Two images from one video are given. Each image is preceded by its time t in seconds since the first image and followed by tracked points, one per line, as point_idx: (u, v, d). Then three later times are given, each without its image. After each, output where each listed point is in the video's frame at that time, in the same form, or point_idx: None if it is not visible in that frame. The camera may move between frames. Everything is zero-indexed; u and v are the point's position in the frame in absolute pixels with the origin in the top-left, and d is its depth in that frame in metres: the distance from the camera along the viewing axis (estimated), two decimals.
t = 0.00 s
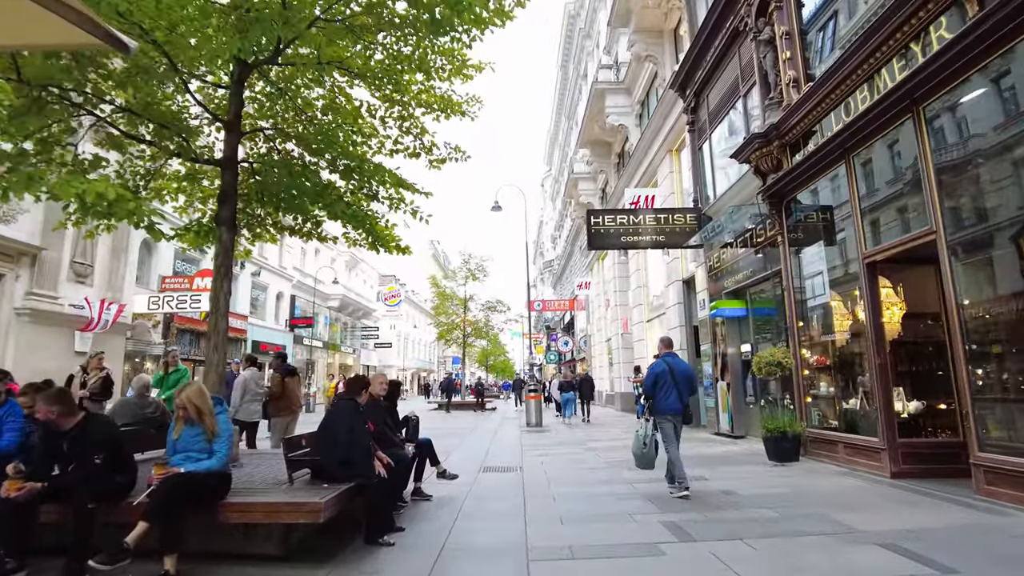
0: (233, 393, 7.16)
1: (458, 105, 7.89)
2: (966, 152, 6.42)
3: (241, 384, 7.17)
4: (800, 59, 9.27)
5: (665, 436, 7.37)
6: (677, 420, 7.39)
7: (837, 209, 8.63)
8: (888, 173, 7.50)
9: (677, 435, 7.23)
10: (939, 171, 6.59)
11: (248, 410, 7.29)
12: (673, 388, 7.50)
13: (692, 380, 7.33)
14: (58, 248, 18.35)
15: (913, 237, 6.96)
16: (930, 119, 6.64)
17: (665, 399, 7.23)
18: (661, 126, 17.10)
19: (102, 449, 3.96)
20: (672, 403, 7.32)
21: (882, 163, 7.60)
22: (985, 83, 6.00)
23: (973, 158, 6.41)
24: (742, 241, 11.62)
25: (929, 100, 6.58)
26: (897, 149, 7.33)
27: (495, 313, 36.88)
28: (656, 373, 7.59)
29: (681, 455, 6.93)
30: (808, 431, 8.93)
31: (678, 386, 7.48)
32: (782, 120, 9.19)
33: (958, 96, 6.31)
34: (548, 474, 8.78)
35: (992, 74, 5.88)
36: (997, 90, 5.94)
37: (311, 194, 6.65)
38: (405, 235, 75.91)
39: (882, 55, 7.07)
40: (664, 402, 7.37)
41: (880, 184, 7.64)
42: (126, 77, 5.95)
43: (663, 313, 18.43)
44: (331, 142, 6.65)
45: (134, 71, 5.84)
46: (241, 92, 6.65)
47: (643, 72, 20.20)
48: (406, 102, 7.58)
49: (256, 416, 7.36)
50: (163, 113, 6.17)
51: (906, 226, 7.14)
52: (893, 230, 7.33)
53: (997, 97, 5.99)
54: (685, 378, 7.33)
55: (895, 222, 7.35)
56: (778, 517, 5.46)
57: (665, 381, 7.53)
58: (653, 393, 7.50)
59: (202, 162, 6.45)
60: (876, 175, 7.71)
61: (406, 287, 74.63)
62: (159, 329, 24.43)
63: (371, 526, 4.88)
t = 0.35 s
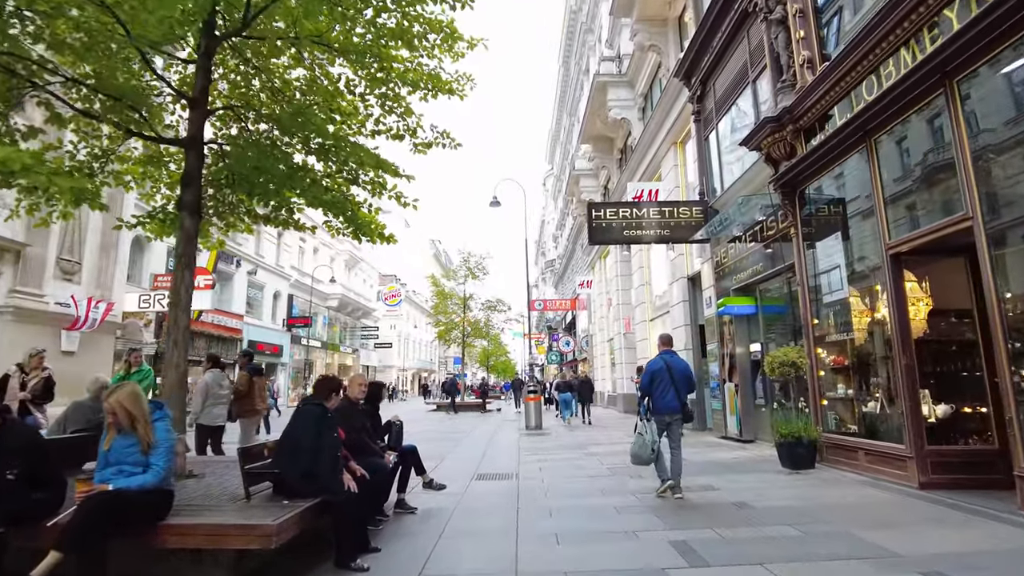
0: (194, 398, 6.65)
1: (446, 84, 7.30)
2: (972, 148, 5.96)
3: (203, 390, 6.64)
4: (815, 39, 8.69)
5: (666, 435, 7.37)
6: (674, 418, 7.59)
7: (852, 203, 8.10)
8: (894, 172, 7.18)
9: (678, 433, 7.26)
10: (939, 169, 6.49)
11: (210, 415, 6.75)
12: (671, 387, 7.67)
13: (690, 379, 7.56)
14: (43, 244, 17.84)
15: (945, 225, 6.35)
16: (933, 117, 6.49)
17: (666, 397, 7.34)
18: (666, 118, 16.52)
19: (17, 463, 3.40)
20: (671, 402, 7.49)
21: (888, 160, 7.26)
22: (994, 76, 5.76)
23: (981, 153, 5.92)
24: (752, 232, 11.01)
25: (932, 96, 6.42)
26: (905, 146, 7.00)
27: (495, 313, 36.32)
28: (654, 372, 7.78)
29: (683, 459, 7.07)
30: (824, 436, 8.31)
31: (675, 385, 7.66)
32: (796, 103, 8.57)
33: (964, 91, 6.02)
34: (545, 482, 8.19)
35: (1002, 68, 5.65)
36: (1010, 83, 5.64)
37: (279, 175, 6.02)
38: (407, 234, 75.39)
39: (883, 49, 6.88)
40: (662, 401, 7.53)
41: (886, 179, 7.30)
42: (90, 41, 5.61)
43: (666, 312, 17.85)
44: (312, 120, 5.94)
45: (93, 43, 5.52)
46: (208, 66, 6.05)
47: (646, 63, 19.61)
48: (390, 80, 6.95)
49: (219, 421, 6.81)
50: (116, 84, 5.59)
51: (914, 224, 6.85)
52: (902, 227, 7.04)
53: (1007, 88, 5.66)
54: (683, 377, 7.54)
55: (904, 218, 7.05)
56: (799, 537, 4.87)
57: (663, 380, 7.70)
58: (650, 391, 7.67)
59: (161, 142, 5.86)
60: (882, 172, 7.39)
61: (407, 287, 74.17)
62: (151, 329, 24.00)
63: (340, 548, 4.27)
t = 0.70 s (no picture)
0: (148, 397, 6.20)
1: (433, 55, 6.71)
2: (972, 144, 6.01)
3: (158, 387, 6.22)
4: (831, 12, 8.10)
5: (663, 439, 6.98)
6: (667, 424, 7.15)
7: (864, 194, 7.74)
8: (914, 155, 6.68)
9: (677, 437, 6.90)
10: (943, 164, 6.35)
11: (169, 414, 6.29)
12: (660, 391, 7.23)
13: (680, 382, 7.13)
14: (25, 240, 17.26)
15: (979, 207, 5.77)
16: (939, 113, 6.35)
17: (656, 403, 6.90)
18: (668, 107, 15.95)
19: None
20: (661, 407, 7.05)
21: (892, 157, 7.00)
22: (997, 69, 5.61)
23: (976, 151, 5.96)
24: (760, 223, 10.44)
25: (937, 91, 6.29)
26: (908, 142, 6.74)
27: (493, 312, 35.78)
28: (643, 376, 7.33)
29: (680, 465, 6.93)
30: (839, 439, 7.72)
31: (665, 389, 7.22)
32: (810, 80, 7.97)
33: (967, 88, 5.96)
34: (540, 489, 7.62)
35: (1005, 62, 5.50)
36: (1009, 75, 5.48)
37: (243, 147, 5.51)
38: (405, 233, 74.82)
39: (883, 41, 6.70)
40: (652, 406, 7.10)
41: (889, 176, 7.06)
42: (36, 5, 5.22)
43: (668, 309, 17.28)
44: (280, 94, 5.40)
45: None
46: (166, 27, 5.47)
47: (647, 53, 19.07)
48: (372, 52, 6.38)
49: (178, 421, 6.35)
50: (41, 41, 5.02)
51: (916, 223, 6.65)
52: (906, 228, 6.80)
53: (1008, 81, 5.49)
54: (673, 381, 7.11)
55: (933, 202, 6.45)
56: (823, 555, 4.30)
57: (651, 385, 7.24)
58: (639, 397, 7.24)
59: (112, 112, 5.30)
60: (886, 169, 7.12)
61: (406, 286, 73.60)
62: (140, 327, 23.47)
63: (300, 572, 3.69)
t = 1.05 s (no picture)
0: (108, 391, 5.67)
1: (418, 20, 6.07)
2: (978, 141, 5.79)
3: (120, 381, 5.75)
4: None
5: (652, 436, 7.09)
6: (660, 419, 7.16)
7: (877, 186, 7.31)
8: (946, 133, 6.10)
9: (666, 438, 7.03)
10: (949, 162, 6.09)
11: (127, 414, 5.74)
12: (654, 387, 7.22)
13: (674, 377, 7.13)
14: (7, 234, 16.72)
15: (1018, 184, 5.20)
16: (945, 109, 6.09)
17: (647, 397, 6.90)
18: (673, 95, 15.39)
19: None
20: (654, 403, 7.08)
21: (898, 154, 6.84)
22: (1001, 66, 5.58)
23: (984, 146, 5.76)
24: (772, 211, 9.86)
25: (943, 87, 6.07)
26: (914, 139, 6.54)
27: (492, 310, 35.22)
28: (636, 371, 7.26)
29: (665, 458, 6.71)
30: (862, 443, 7.13)
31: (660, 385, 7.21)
32: (829, 57, 7.37)
33: (977, 82, 5.79)
34: (537, 497, 7.06)
35: (1010, 58, 5.48)
36: (1013, 72, 5.49)
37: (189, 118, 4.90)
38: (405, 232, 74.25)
39: (901, 19, 6.25)
40: (645, 401, 7.12)
41: (895, 175, 6.91)
42: None
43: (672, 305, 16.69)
44: (236, 52, 4.81)
45: None
46: None
47: (650, 42, 18.51)
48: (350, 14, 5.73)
49: (136, 421, 5.81)
50: None
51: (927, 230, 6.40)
52: (914, 230, 6.66)
53: (1014, 78, 5.49)
54: (667, 375, 7.12)
55: (968, 183, 5.88)
56: None
57: (646, 381, 7.21)
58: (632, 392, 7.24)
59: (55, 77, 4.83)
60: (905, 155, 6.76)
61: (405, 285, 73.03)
62: (129, 325, 22.95)
63: None
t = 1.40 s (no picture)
0: (61, 392, 5.16)
1: None
2: (987, 137, 5.52)
3: (74, 381, 5.23)
4: None
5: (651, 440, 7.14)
6: (658, 423, 7.21)
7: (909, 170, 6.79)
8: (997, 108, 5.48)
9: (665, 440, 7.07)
10: (1000, 140, 5.45)
11: (81, 416, 5.28)
12: (655, 390, 7.30)
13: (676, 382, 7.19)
14: None
15: None
16: (956, 104, 5.95)
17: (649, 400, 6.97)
18: (680, 84, 14.79)
19: None
20: (654, 406, 7.14)
21: (905, 152, 6.76)
22: (1014, 59, 5.32)
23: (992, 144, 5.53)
24: (788, 201, 9.26)
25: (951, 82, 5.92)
26: (959, 114, 5.93)
27: (493, 309, 34.67)
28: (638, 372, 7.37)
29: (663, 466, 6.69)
30: (893, 450, 6.51)
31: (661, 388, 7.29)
32: (857, 28, 6.74)
33: (987, 78, 5.53)
34: (537, 508, 6.46)
35: None
36: None
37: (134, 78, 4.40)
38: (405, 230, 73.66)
39: None
40: (646, 404, 7.18)
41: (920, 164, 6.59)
42: None
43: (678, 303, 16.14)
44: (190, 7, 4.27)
45: None
46: None
47: (656, 31, 17.91)
48: None
49: (92, 424, 5.37)
50: None
51: (936, 229, 6.36)
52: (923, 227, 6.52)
53: None
54: (670, 379, 7.18)
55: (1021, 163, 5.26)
56: None
57: (647, 383, 7.31)
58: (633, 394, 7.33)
59: None
60: (945, 135, 6.20)
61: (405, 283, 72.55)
62: (121, 323, 22.42)
63: None
